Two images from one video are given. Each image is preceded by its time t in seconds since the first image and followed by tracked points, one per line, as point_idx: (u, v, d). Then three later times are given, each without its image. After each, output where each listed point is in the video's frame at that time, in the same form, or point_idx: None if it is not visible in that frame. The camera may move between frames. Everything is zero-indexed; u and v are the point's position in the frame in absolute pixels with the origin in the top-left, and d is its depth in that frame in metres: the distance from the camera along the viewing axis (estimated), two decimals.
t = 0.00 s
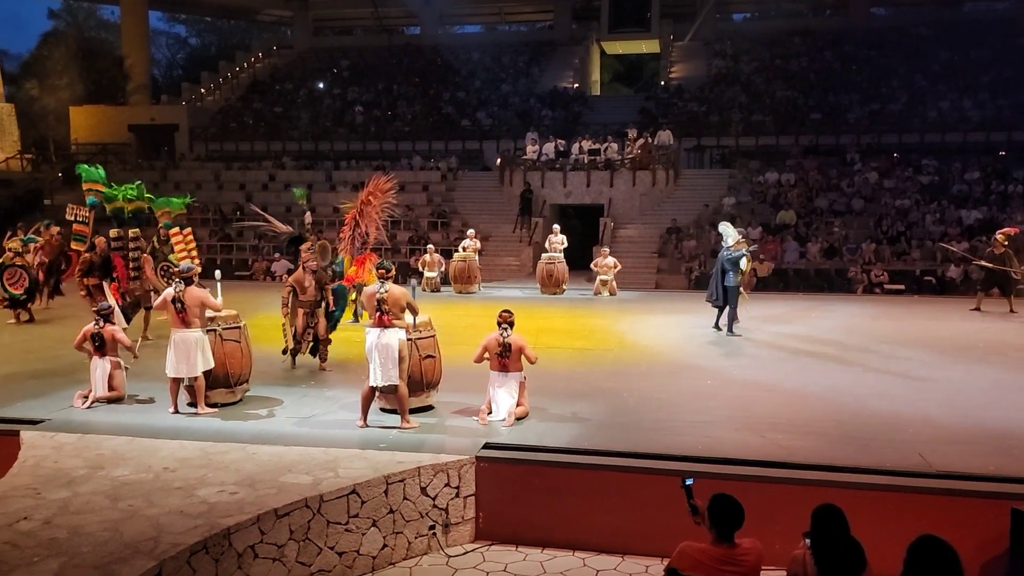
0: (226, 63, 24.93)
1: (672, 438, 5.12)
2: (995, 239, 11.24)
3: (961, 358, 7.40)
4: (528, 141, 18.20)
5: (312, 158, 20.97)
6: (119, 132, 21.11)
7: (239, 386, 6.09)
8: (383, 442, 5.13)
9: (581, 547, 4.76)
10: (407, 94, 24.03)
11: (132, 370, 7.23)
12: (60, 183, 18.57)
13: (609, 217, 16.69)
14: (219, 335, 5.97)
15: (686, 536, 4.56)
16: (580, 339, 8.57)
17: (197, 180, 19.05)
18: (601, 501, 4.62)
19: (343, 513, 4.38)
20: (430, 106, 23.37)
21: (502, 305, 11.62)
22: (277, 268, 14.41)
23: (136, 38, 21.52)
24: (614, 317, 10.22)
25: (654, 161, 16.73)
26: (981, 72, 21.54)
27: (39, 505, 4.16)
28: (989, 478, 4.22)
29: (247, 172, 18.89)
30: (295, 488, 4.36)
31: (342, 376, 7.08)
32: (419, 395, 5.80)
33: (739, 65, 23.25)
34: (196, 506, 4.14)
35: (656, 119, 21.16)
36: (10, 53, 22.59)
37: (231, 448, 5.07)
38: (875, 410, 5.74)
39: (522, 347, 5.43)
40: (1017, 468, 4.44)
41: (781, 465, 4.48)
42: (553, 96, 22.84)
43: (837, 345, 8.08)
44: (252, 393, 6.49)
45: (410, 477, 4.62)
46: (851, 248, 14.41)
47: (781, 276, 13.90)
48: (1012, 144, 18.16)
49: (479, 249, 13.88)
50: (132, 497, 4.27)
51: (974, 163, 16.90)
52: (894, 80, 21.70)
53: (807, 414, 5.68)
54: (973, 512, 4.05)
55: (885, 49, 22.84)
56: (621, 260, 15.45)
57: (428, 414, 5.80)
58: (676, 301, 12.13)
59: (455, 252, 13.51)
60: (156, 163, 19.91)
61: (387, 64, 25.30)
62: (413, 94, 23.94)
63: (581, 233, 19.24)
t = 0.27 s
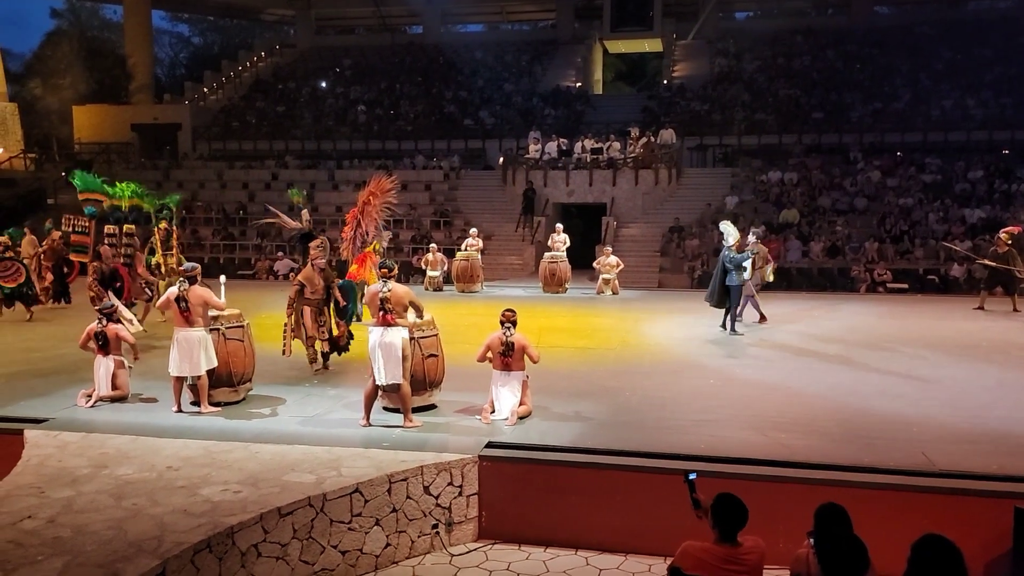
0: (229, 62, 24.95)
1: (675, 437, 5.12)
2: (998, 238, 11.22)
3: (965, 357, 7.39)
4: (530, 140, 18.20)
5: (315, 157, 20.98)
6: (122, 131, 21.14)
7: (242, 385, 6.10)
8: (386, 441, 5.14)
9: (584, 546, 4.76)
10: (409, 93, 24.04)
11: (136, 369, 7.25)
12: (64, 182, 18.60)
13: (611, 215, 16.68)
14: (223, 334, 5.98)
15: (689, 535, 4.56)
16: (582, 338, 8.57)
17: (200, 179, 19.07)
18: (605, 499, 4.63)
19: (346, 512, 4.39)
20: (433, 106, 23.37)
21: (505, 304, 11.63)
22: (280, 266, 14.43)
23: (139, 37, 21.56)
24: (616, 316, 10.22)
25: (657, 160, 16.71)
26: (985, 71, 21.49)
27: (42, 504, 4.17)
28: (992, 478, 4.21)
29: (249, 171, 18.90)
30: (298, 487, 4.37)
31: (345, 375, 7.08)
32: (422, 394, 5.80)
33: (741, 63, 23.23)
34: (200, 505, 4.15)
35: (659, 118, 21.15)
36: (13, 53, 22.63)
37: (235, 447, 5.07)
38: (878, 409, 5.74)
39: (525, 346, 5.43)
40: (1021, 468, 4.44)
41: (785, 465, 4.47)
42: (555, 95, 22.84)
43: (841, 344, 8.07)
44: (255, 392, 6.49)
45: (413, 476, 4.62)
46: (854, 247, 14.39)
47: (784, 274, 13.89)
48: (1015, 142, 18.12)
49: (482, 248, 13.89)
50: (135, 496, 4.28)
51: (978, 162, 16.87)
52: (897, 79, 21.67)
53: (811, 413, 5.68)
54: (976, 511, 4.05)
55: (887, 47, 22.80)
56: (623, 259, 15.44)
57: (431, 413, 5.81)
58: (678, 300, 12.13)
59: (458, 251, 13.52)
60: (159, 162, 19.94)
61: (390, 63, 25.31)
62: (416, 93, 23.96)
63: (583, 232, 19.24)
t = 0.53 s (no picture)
0: (231, 61, 24.95)
1: (678, 436, 5.12)
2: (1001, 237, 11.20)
3: (969, 356, 7.38)
4: (533, 139, 18.19)
5: (317, 156, 20.98)
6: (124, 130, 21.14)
7: (245, 383, 6.11)
8: (389, 439, 5.14)
9: (586, 545, 4.76)
10: (412, 91, 24.06)
11: (139, 367, 7.26)
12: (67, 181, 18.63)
13: (613, 214, 16.67)
14: (226, 333, 5.98)
15: (692, 533, 4.56)
16: (585, 337, 8.57)
17: (202, 178, 19.08)
18: (608, 498, 4.63)
19: (349, 510, 4.39)
20: (435, 104, 23.37)
21: (508, 303, 11.64)
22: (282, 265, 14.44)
23: (141, 36, 21.58)
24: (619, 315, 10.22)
25: (659, 159, 16.71)
26: (988, 70, 21.46)
27: (45, 502, 4.18)
28: (996, 478, 4.21)
29: (252, 170, 18.91)
30: (301, 485, 4.37)
31: (348, 374, 7.09)
32: (424, 393, 5.81)
33: (744, 62, 23.22)
34: (203, 503, 4.15)
35: (661, 117, 21.15)
36: (15, 52, 22.68)
37: (238, 446, 5.08)
38: (881, 409, 5.73)
39: (527, 345, 5.43)
40: None
41: (788, 463, 4.47)
42: (557, 94, 22.82)
43: (844, 343, 8.07)
44: (258, 390, 6.50)
45: (416, 475, 4.63)
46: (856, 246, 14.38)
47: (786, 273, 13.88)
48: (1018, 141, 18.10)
49: (484, 247, 13.89)
50: (138, 494, 4.29)
51: (981, 161, 16.85)
52: (899, 77, 21.65)
53: (814, 412, 5.67)
54: (979, 511, 4.05)
55: (890, 46, 22.78)
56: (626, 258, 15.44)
57: (434, 411, 5.82)
58: (680, 299, 12.13)
59: (460, 250, 13.52)
60: (162, 161, 19.96)
61: (392, 62, 25.32)
62: (418, 91, 23.97)
63: (586, 231, 19.24)
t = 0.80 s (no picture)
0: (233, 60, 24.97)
1: (680, 435, 5.12)
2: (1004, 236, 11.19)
3: (971, 355, 7.39)
4: (535, 138, 18.18)
5: (319, 154, 20.99)
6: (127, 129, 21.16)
7: (248, 382, 6.12)
8: (391, 438, 5.15)
9: (588, 544, 4.76)
10: (414, 90, 24.04)
11: (142, 366, 7.27)
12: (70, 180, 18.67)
13: (616, 213, 16.67)
14: (228, 331, 5.98)
15: (695, 533, 4.56)
16: (587, 336, 8.57)
17: (205, 178, 19.09)
18: (610, 496, 4.64)
19: (352, 508, 4.40)
20: (437, 103, 23.34)
21: (510, 302, 11.64)
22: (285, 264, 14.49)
23: (143, 35, 21.59)
24: (622, 314, 10.23)
25: (661, 158, 16.69)
26: (991, 69, 21.44)
27: (48, 500, 4.19)
28: (999, 477, 4.21)
29: (254, 170, 18.93)
30: (304, 484, 4.39)
31: (350, 373, 7.10)
32: (426, 391, 5.82)
33: (746, 61, 23.20)
34: (206, 501, 4.17)
35: (663, 116, 21.14)
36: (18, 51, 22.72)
37: (240, 444, 5.09)
38: (884, 407, 5.74)
39: (530, 344, 5.41)
40: None
41: (790, 462, 4.48)
42: (559, 93, 22.80)
43: (846, 341, 8.07)
44: (261, 388, 6.52)
45: (419, 473, 4.63)
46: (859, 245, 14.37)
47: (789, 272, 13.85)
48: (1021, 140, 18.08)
49: (486, 246, 13.89)
50: (141, 492, 4.30)
51: (983, 160, 16.83)
52: (902, 77, 21.62)
53: (816, 411, 5.67)
54: (982, 510, 4.06)
55: (893, 45, 22.76)
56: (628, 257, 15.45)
57: (436, 410, 5.82)
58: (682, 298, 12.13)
59: (463, 249, 13.53)
60: (165, 161, 19.98)
61: (395, 62, 25.33)
62: (420, 91, 23.96)
63: (588, 230, 19.25)
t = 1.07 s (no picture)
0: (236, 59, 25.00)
1: (682, 435, 5.12)
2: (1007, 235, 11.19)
3: (972, 354, 7.40)
4: (537, 137, 18.18)
5: (322, 153, 21.00)
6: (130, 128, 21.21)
7: (250, 380, 6.13)
8: (393, 437, 5.15)
9: (589, 544, 4.76)
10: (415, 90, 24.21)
11: (145, 365, 7.29)
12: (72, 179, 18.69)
13: (618, 213, 16.67)
14: (230, 330, 5.97)
15: (697, 532, 4.56)
16: (588, 335, 8.58)
17: (207, 177, 19.12)
18: (612, 496, 4.64)
19: (354, 507, 4.41)
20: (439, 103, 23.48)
21: (512, 301, 11.65)
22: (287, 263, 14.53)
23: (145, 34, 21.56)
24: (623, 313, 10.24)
25: (664, 157, 16.67)
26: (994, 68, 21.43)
27: (51, 500, 4.19)
28: (1001, 476, 4.22)
29: (257, 169, 18.97)
30: (306, 483, 4.39)
31: (353, 371, 7.11)
32: (428, 390, 5.82)
33: (748, 60, 23.19)
34: (209, 500, 4.18)
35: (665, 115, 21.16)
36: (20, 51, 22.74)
37: (243, 443, 5.10)
38: (885, 407, 5.75)
39: (531, 343, 5.41)
40: None
41: (793, 462, 4.48)
42: (561, 92, 22.81)
43: (848, 341, 8.08)
44: (263, 388, 6.53)
45: (421, 472, 4.64)
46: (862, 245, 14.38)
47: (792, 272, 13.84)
48: None
49: (488, 245, 13.90)
50: (144, 491, 4.30)
51: (986, 160, 16.84)
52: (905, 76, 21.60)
53: (819, 411, 5.67)
54: (985, 509, 4.06)
55: (896, 44, 22.74)
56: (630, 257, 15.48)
57: (437, 409, 5.83)
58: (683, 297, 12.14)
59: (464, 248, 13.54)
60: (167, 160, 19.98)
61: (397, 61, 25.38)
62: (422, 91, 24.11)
63: (590, 229, 19.26)
